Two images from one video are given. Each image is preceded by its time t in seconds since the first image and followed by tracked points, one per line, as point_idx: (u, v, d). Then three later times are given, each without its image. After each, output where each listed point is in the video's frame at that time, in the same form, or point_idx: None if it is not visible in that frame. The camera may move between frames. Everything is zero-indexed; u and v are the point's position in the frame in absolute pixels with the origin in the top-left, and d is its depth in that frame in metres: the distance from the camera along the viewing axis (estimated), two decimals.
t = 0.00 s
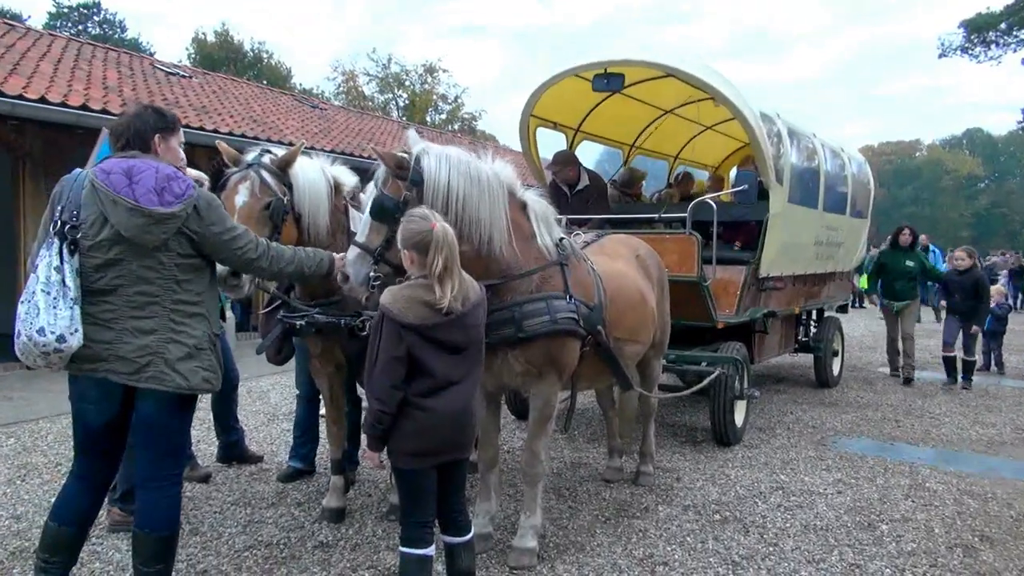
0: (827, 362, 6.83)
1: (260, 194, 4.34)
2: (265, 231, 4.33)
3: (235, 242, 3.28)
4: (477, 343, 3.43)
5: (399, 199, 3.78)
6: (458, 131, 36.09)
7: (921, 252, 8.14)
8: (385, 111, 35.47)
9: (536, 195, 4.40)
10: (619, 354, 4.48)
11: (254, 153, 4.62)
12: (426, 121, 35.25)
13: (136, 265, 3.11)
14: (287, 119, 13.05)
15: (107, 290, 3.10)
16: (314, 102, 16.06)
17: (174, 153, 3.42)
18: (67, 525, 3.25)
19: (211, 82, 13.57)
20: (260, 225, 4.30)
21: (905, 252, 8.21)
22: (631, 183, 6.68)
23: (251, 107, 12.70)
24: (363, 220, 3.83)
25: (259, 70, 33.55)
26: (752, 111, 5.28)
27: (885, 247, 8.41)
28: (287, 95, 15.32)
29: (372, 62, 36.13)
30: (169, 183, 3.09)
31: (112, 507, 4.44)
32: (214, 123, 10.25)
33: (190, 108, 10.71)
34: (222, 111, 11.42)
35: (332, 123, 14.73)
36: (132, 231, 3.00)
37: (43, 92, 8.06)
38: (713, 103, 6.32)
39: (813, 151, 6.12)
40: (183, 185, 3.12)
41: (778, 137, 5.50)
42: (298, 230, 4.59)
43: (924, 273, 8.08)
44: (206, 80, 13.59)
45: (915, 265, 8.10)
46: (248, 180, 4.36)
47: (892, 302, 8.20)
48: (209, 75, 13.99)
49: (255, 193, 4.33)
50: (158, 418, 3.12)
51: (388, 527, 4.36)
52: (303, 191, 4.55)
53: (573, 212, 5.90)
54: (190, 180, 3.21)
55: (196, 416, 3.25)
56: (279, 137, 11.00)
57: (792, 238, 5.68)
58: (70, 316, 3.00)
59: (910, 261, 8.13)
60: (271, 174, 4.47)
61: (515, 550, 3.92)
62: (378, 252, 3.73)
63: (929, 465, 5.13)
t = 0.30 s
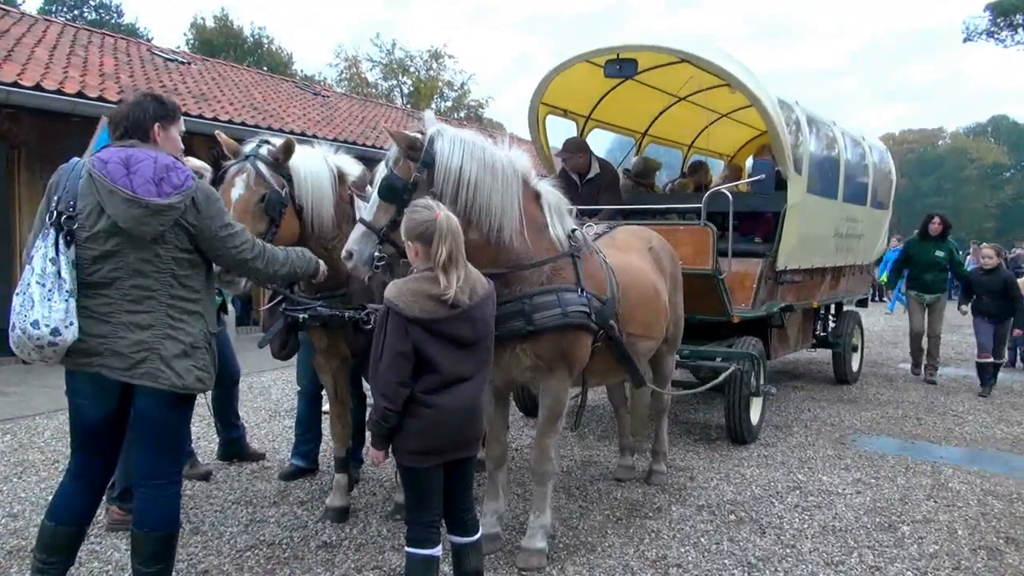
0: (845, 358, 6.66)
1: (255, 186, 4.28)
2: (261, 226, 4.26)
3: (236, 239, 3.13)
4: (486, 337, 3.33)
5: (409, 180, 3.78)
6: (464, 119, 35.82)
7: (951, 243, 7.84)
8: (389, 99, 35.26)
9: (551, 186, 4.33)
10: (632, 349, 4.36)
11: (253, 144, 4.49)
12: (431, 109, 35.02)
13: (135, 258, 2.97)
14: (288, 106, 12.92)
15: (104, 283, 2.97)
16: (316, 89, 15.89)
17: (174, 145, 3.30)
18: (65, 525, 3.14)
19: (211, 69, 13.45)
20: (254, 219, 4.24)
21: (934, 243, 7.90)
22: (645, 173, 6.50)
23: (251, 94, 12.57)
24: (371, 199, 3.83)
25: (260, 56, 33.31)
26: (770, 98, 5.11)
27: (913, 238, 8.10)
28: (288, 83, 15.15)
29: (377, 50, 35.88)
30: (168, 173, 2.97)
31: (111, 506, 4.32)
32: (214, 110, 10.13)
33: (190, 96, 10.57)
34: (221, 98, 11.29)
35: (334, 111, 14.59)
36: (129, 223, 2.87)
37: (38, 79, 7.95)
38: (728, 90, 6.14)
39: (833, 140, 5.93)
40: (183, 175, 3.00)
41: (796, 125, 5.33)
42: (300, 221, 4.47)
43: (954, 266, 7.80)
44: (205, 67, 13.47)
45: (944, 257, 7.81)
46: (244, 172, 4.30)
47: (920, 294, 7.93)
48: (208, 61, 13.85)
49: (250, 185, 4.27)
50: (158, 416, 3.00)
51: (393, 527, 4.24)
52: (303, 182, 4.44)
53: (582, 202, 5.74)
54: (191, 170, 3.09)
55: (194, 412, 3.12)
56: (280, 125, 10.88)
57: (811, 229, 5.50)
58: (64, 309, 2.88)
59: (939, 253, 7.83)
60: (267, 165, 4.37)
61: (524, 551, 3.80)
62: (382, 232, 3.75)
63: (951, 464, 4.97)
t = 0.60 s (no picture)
0: (865, 354, 6.49)
1: (252, 178, 4.18)
2: (259, 220, 4.16)
3: (212, 246, 2.91)
4: (492, 332, 3.19)
5: (425, 158, 3.70)
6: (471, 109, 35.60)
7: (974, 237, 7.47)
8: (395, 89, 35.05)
9: (563, 176, 4.23)
10: (642, 343, 4.23)
11: (250, 135, 4.37)
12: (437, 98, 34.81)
13: (127, 251, 2.85)
14: (290, 94, 12.79)
15: (98, 277, 2.86)
16: (319, 77, 15.73)
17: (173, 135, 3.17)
18: (64, 525, 3.02)
19: (211, 56, 13.33)
20: (251, 214, 4.14)
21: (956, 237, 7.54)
22: (658, 162, 6.32)
23: (253, 82, 12.44)
24: (380, 170, 3.71)
25: (263, 43, 32.60)
26: (787, 84, 4.95)
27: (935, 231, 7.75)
28: (290, 70, 15.01)
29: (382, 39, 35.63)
30: (160, 164, 2.83)
31: (109, 505, 4.22)
32: (214, 98, 10.01)
33: (190, 85, 10.44)
34: (222, 86, 11.17)
35: (337, 98, 14.45)
36: (117, 215, 2.75)
37: (33, 67, 7.86)
38: (744, 77, 5.97)
39: (853, 128, 5.76)
40: (176, 166, 2.86)
41: (815, 113, 5.16)
42: (300, 214, 4.37)
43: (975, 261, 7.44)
44: (205, 54, 13.35)
45: (966, 251, 7.45)
46: (240, 164, 4.20)
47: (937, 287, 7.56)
48: (209, 49, 13.72)
49: (247, 176, 4.17)
50: (156, 411, 2.89)
51: (398, 527, 4.12)
52: (303, 173, 4.35)
53: (592, 192, 5.58)
54: (187, 161, 2.94)
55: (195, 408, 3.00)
56: (282, 114, 10.76)
57: (829, 220, 5.33)
58: (55, 303, 2.77)
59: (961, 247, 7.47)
60: (263, 156, 4.27)
61: (533, 553, 3.67)
62: (390, 208, 3.63)
63: (974, 463, 4.80)
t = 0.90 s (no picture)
0: (885, 351, 6.30)
1: (248, 169, 4.03)
2: (255, 212, 4.02)
3: (200, 246, 2.76)
4: (497, 329, 3.02)
5: (431, 153, 3.51)
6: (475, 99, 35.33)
7: (996, 229, 6.93)
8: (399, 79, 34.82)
9: (569, 166, 4.06)
10: (653, 339, 4.06)
11: (246, 125, 4.24)
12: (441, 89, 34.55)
13: (112, 246, 2.70)
14: (290, 82, 12.64)
15: (84, 272, 2.72)
16: (319, 65, 15.56)
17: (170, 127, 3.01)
18: (58, 527, 2.87)
19: (208, 43, 13.17)
20: (247, 206, 4.01)
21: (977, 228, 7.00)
22: (670, 152, 6.13)
23: (251, 69, 12.29)
24: (382, 163, 3.52)
25: (260, 29, 31.95)
26: (805, 70, 4.75)
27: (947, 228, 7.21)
28: (289, 57, 14.84)
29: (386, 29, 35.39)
30: (148, 156, 2.66)
31: (103, 507, 4.09)
32: (211, 86, 9.88)
33: (188, 74, 10.27)
34: (219, 74, 11.03)
35: (338, 86, 14.29)
36: (99, 208, 2.60)
37: (25, 55, 7.73)
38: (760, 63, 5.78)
39: (873, 116, 5.55)
40: (165, 159, 2.69)
41: (833, 100, 4.97)
42: (299, 206, 4.22)
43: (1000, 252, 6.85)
44: (202, 41, 13.20)
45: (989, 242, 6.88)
46: (236, 153, 4.05)
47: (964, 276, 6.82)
48: (206, 36, 13.56)
49: (243, 167, 4.02)
50: (150, 411, 2.74)
51: (401, 530, 3.98)
52: (301, 164, 4.20)
53: (601, 184, 5.41)
54: (180, 154, 2.77)
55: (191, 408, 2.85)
56: (281, 102, 10.62)
57: (847, 212, 5.15)
58: (35, 297, 2.64)
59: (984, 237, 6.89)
60: (260, 147, 4.11)
61: (540, 558, 3.52)
62: (394, 205, 3.46)
63: (999, 464, 4.62)
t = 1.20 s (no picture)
0: (899, 350, 6.07)
1: (227, 164, 3.82)
2: (234, 210, 3.82)
3: (175, 243, 2.53)
4: (490, 329, 2.81)
5: (418, 150, 3.29)
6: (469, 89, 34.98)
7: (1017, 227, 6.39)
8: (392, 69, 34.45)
9: (565, 156, 3.82)
10: (655, 339, 3.84)
11: (224, 116, 4.00)
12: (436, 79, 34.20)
13: (79, 243, 2.49)
14: (273, 68, 12.37)
15: (50, 270, 2.52)
16: (304, 49, 15.26)
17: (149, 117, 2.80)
18: (27, 541, 2.66)
19: (187, 27, 12.88)
20: (226, 204, 3.80)
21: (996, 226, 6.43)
22: (673, 142, 5.89)
23: (234, 55, 12.02)
24: (367, 161, 3.30)
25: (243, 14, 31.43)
26: (816, 55, 4.51)
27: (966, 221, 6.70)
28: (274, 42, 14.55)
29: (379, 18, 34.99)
30: (118, 147, 2.45)
31: (75, 518, 3.88)
32: (190, 73, 9.64)
33: (166, 61, 9.99)
34: (199, 60, 10.77)
35: (324, 72, 14.03)
36: (64, 202, 2.40)
37: None
38: (767, 47, 5.53)
39: (887, 103, 5.30)
40: (138, 150, 2.47)
41: (845, 86, 4.73)
42: (280, 202, 4.01)
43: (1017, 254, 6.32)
44: (181, 25, 12.89)
45: (1009, 241, 6.33)
46: (214, 148, 3.83)
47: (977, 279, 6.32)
48: (187, 21, 13.25)
49: (221, 163, 3.81)
50: (122, 417, 2.54)
51: (390, 540, 3.76)
52: (281, 158, 3.98)
53: (601, 175, 5.17)
54: (154, 146, 2.54)
55: (169, 414, 2.65)
56: (263, 89, 10.40)
57: (859, 204, 4.91)
58: None
59: (1003, 236, 6.36)
60: (240, 140, 3.88)
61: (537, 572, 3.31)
62: (381, 207, 3.25)
63: (1019, 469, 4.40)
